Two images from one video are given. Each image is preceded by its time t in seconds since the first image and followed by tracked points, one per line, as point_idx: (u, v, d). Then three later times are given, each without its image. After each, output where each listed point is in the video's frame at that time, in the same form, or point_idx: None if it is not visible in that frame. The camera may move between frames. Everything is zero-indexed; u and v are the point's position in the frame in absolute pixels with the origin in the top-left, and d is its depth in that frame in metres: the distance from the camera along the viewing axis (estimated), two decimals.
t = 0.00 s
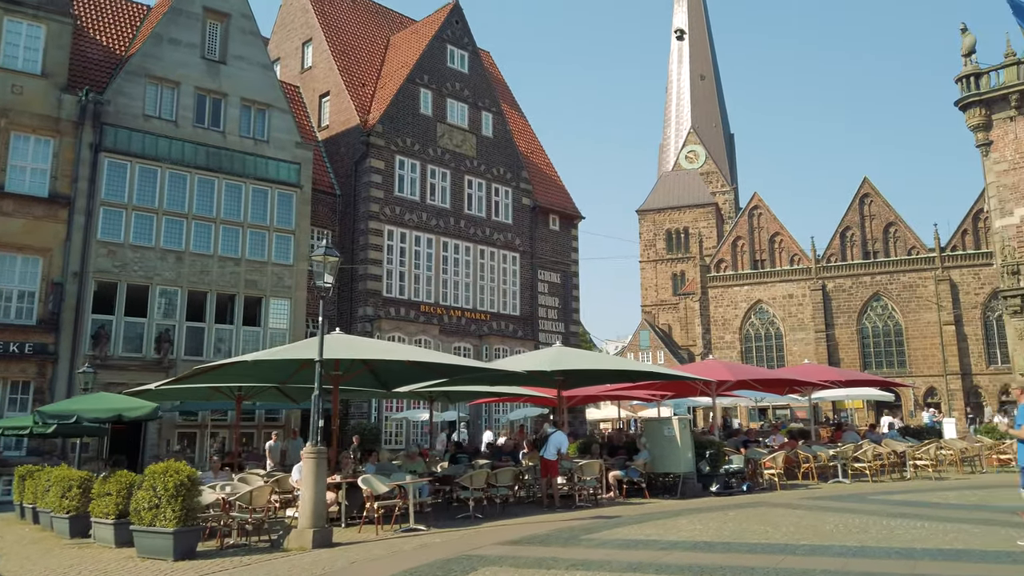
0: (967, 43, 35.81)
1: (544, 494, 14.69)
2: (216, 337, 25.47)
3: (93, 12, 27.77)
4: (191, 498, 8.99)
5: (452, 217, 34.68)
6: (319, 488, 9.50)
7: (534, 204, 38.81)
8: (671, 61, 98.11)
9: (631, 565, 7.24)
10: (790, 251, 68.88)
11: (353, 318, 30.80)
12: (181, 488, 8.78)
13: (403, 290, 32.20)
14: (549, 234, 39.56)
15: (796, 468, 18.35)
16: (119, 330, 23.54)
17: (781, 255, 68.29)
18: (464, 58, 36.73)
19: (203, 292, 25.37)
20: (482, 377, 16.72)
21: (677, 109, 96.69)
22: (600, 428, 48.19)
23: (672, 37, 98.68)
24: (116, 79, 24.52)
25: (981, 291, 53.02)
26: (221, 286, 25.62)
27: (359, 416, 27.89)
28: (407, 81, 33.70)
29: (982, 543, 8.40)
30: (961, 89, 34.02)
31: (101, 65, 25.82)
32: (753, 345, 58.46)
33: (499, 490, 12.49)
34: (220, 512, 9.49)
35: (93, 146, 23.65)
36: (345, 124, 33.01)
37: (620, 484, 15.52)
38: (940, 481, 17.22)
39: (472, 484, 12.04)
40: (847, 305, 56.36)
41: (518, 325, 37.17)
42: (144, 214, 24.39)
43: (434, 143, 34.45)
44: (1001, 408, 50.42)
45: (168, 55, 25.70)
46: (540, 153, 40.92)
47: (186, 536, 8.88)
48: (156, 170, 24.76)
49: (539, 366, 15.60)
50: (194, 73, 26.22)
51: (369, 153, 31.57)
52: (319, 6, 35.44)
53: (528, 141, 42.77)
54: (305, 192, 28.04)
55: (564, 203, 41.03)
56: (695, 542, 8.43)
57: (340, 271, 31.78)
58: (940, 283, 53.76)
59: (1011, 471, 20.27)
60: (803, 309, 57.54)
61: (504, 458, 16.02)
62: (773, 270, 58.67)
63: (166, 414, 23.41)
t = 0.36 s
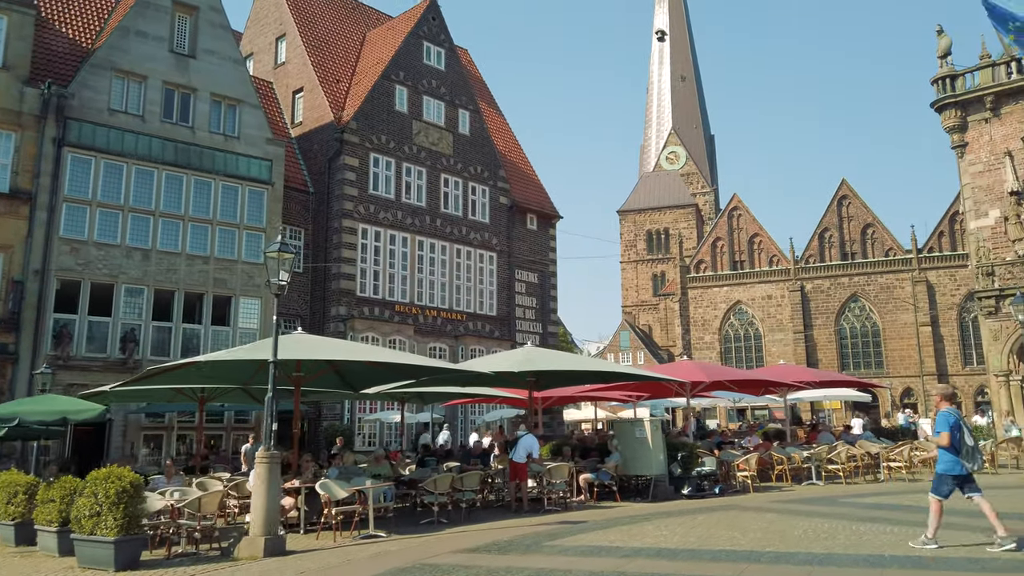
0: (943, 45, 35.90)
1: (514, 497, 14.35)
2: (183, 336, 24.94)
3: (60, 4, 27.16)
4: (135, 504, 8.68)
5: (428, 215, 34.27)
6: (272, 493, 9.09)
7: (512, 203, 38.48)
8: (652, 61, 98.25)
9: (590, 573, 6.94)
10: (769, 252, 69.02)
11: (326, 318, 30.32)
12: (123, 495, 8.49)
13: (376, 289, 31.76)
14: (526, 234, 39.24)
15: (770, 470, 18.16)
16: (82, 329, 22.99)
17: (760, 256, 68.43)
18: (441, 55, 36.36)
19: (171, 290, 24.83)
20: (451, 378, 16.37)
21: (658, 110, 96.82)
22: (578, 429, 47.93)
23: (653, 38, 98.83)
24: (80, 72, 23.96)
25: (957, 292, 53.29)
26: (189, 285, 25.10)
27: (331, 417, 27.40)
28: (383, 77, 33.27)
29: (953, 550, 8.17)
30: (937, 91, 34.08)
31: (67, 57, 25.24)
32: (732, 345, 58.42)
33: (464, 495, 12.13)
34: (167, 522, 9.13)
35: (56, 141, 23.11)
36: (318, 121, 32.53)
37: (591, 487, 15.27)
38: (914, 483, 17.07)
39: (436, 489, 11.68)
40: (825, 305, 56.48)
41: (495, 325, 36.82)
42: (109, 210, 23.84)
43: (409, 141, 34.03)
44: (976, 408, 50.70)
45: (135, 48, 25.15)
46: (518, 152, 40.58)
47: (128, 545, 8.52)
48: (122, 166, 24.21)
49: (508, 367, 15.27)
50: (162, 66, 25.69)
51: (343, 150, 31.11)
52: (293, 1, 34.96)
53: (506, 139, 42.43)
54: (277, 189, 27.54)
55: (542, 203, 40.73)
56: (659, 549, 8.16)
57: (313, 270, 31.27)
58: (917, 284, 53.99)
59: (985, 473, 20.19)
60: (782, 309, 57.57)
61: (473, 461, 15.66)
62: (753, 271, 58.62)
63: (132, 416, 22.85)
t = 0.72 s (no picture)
0: (929, 44, 35.79)
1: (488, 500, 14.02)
2: (158, 335, 24.46)
3: None
4: (85, 508, 8.47)
5: (410, 213, 33.88)
6: (229, 497, 8.74)
7: (496, 201, 38.13)
8: (640, 61, 98.16)
9: None
10: (756, 252, 68.97)
11: (306, 317, 29.88)
12: (71, 499, 8.26)
13: (358, 287, 31.35)
14: (511, 232, 38.89)
15: (752, 471, 17.91)
16: (53, 327, 22.49)
17: (747, 256, 68.36)
18: (424, 51, 35.97)
19: (146, 288, 24.36)
20: (426, 377, 16.02)
21: (646, 110, 96.73)
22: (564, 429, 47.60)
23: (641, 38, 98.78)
24: (52, 64, 23.46)
25: (942, 292, 53.29)
26: (164, 283, 24.64)
27: (310, 417, 26.97)
28: (364, 73, 32.86)
29: (933, 555, 7.91)
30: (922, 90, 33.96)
31: (39, 50, 24.72)
32: (719, 345, 58.28)
33: (436, 497, 11.80)
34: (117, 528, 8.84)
35: (27, 134, 22.59)
36: (299, 116, 32.08)
37: (569, 489, 14.98)
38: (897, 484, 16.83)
39: (406, 492, 11.33)
40: (812, 305, 56.38)
41: (479, 324, 36.45)
42: (82, 206, 23.36)
43: (391, 138, 33.63)
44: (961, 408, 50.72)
45: (110, 40, 24.67)
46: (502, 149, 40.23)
47: (75, 551, 8.25)
48: (95, 161, 23.72)
49: (484, 366, 14.93)
50: (137, 59, 25.21)
51: (323, 146, 30.68)
52: None
53: (491, 137, 42.07)
54: (255, 185, 27.11)
55: (527, 201, 40.39)
56: (629, 554, 7.85)
57: (293, 268, 30.81)
58: (903, 284, 53.96)
59: (970, 473, 20.01)
60: (768, 309, 57.43)
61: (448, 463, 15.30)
62: (739, 270, 58.47)
63: (104, 416, 22.35)
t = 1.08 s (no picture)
0: (910, 44, 35.82)
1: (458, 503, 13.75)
2: (129, 333, 24.02)
3: None
4: (23, 512, 8.57)
5: (390, 210, 33.53)
6: (180, 500, 8.49)
7: (477, 199, 37.84)
8: (626, 61, 98.21)
9: None
10: (739, 252, 69.04)
11: (282, 315, 29.50)
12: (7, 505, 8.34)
13: (335, 286, 30.99)
14: (492, 230, 38.61)
15: (728, 471, 17.75)
16: (20, 325, 22.01)
17: (731, 256, 68.42)
18: (404, 47, 35.62)
19: (117, 285, 23.92)
20: (397, 376, 15.73)
21: (631, 110, 96.76)
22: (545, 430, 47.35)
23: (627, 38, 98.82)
24: (21, 56, 22.94)
25: (923, 293, 53.49)
26: (136, 280, 24.22)
27: (286, 417, 26.57)
28: (343, 68, 32.47)
29: (904, 561, 7.71)
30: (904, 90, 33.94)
31: (8, 42, 24.19)
32: (702, 345, 58.21)
33: (402, 500, 11.56)
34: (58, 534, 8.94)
35: None
36: (276, 112, 31.67)
37: (543, 490, 14.77)
38: (875, 484, 16.70)
39: (370, 494, 11.06)
40: (794, 305, 56.42)
41: (459, 323, 36.15)
42: (51, 202, 22.87)
43: (371, 134, 33.26)
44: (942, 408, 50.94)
45: (81, 33, 24.18)
46: (484, 147, 39.94)
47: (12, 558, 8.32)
48: (65, 155, 23.22)
49: (454, 365, 14.68)
50: (110, 53, 24.75)
51: (301, 142, 30.29)
52: None
53: (472, 134, 41.76)
54: (231, 182, 26.71)
55: (509, 199, 40.13)
56: (591, 561, 7.61)
57: (269, 266, 30.41)
58: (884, 285, 54.09)
59: (948, 474, 19.94)
60: (751, 309, 57.42)
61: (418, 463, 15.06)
62: (722, 270, 58.41)
63: (74, 416, 21.90)
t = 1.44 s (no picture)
0: (886, 46, 35.94)
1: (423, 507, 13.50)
2: (95, 333, 23.54)
3: None
4: None
5: (366, 209, 33.18)
6: (122, 506, 8.53)
7: (454, 198, 37.55)
8: (607, 62, 98.30)
9: None
10: (719, 253, 69.18)
11: (254, 315, 29.09)
12: None
13: (309, 285, 30.59)
14: (469, 230, 38.33)
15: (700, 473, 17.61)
16: None
17: (710, 257, 68.54)
18: (380, 44, 35.28)
19: (82, 284, 23.45)
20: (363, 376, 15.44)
21: (613, 111, 96.85)
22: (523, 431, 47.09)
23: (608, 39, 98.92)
24: None
25: (900, 294, 53.80)
26: (102, 279, 23.77)
27: (257, 419, 26.16)
28: (318, 65, 32.08)
29: (867, 567, 7.50)
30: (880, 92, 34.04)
31: None
32: (682, 345, 58.20)
33: (363, 504, 11.30)
34: None
35: None
36: (249, 109, 31.24)
37: (511, 493, 14.58)
38: (846, 486, 16.60)
39: (328, 498, 10.79)
40: (773, 306, 56.53)
41: (435, 323, 35.82)
42: (15, 198, 22.34)
43: (346, 132, 32.89)
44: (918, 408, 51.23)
45: (46, 26, 23.68)
46: (461, 146, 39.66)
47: None
48: (29, 151, 22.68)
49: (418, 365, 14.43)
50: (76, 47, 24.27)
51: (274, 140, 29.88)
52: None
53: (450, 133, 41.46)
54: (201, 179, 26.29)
55: (486, 199, 39.88)
56: (546, 569, 7.37)
57: (241, 265, 29.96)
58: (862, 286, 54.34)
59: (920, 475, 19.91)
60: (730, 310, 57.48)
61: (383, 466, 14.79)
62: (701, 271, 58.46)
63: (37, 418, 21.46)
